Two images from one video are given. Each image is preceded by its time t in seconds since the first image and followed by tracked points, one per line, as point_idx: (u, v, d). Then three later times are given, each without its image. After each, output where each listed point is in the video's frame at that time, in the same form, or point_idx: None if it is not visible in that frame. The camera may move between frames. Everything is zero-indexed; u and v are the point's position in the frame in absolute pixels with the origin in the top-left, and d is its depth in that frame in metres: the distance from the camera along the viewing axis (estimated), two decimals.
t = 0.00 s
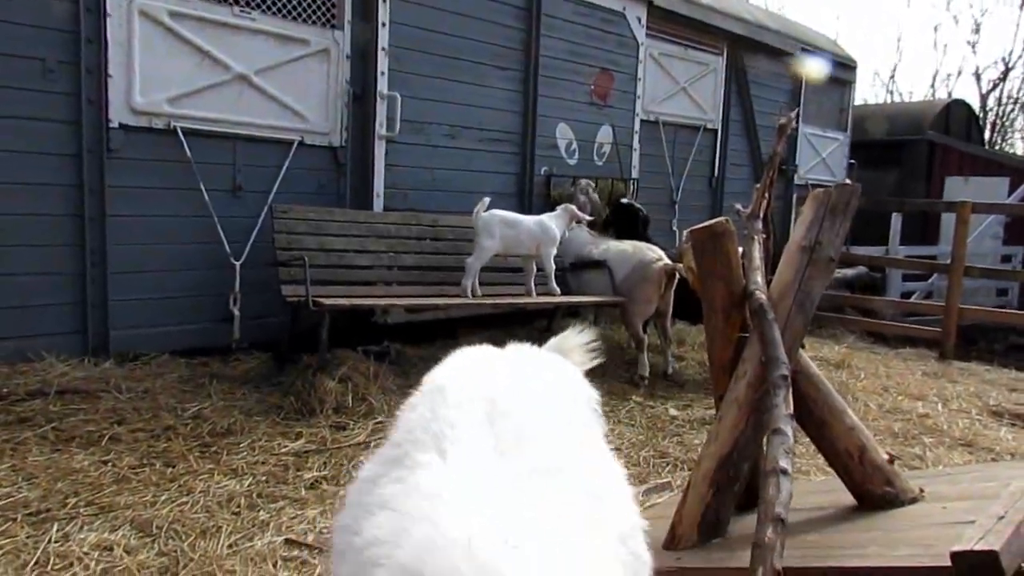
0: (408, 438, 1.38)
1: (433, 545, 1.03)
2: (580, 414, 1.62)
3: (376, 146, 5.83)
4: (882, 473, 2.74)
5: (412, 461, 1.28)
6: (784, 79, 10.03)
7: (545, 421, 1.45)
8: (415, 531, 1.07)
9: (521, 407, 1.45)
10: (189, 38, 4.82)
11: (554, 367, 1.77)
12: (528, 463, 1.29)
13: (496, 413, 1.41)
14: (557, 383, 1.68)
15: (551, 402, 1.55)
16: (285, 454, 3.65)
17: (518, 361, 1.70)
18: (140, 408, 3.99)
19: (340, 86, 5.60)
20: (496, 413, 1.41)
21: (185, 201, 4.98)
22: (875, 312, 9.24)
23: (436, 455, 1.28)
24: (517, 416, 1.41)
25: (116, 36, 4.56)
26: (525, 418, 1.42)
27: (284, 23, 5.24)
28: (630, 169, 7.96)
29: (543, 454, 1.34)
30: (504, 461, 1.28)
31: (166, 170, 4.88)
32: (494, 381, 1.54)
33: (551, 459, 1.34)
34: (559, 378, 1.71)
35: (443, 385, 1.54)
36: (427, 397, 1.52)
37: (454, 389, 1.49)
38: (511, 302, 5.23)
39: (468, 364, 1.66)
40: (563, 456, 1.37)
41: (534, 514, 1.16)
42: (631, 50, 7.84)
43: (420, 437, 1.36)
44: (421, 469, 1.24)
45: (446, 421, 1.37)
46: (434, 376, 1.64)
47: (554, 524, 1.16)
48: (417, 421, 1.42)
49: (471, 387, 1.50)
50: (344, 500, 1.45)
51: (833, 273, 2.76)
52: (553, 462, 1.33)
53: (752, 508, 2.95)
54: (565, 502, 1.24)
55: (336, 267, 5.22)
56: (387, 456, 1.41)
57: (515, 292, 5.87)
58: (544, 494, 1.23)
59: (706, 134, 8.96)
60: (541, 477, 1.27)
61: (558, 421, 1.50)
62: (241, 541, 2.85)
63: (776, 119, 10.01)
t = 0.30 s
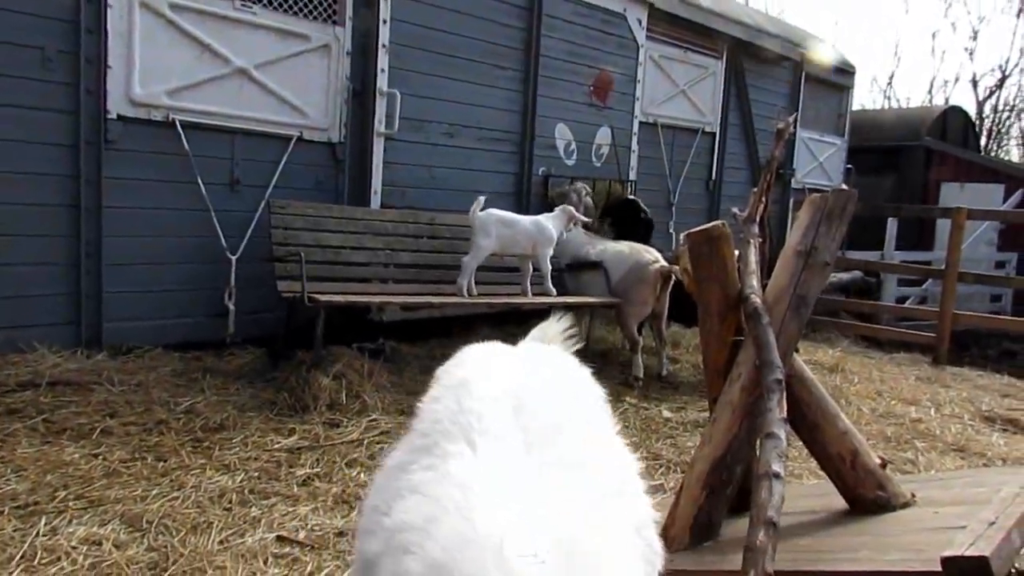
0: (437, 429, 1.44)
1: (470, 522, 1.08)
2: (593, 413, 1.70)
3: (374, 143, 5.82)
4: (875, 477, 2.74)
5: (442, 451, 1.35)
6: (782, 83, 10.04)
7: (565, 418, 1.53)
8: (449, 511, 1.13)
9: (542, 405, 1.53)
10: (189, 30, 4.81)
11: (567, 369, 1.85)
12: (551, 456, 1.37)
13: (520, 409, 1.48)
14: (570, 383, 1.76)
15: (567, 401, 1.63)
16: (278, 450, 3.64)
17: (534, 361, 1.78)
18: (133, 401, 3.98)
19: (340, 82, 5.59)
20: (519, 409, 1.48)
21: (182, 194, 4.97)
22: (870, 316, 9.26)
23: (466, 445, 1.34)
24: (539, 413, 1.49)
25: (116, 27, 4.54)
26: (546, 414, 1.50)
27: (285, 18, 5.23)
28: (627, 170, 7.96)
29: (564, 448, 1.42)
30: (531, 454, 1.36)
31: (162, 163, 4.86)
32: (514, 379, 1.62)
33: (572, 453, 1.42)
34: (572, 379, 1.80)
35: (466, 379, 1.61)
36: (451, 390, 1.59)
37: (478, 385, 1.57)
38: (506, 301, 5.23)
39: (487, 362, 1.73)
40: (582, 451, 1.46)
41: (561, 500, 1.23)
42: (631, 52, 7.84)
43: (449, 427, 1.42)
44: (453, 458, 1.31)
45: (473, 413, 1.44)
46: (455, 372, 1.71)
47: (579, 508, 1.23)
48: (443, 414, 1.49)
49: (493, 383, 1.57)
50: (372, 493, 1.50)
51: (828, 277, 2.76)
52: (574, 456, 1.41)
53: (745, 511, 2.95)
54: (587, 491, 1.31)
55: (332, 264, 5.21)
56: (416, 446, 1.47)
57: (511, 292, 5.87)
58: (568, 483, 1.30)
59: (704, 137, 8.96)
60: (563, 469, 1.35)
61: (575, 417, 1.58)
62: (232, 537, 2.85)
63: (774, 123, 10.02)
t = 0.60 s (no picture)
0: (444, 434, 1.47)
1: (473, 526, 1.10)
2: (595, 426, 1.73)
3: (362, 155, 5.81)
4: (860, 490, 2.75)
5: (448, 457, 1.37)
6: (767, 96, 10.13)
7: (568, 429, 1.55)
8: (452, 513, 1.15)
9: (545, 415, 1.55)
10: (176, 41, 4.80)
11: (569, 381, 1.88)
12: (553, 466, 1.38)
13: (525, 419, 1.50)
14: (573, 395, 1.78)
15: (570, 413, 1.65)
16: (263, 465, 3.62)
17: (537, 372, 1.81)
18: (115, 415, 3.94)
19: (326, 94, 5.59)
20: (523, 418, 1.50)
21: (167, 206, 4.94)
22: (855, 326, 9.31)
23: (471, 453, 1.37)
24: (543, 423, 1.51)
25: (102, 37, 4.53)
26: (549, 424, 1.52)
27: (272, 30, 5.23)
28: (613, 182, 7.99)
29: (567, 459, 1.43)
30: (534, 463, 1.37)
31: (146, 174, 4.83)
32: (519, 389, 1.64)
33: (574, 463, 1.43)
34: (574, 390, 1.82)
35: (472, 389, 1.64)
36: (458, 399, 1.62)
37: (484, 395, 1.59)
38: (493, 313, 5.23)
39: (492, 373, 1.76)
40: (584, 463, 1.47)
41: (563, 509, 1.23)
42: (616, 64, 7.88)
43: (455, 434, 1.45)
44: (457, 465, 1.33)
45: (478, 421, 1.47)
46: (463, 382, 1.74)
47: (581, 518, 1.23)
48: (449, 421, 1.52)
49: (499, 394, 1.60)
50: (376, 500, 1.51)
51: (812, 291, 2.78)
52: (576, 466, 1.42)
53: (731, 524, 2.95)
54: (588, 501, 1.32)
55: (318, 276, 5.20)
56: (423, 449, 1.50)
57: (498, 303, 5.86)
58: (570, 493, 1.31)
59: (689, 148, 9.01)
60: (565, 479, 1.36)
61: (577, 429, 1.60)
62: (216, 554, 2.82)
63: (759, 135, 10.10)
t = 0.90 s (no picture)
0: (438, 448, 1.48)
1: (463, 537, 1.10)
2: (588, 444, 1.73)
3: (351, 169, 5.81)
4: (849, 501, 2.77)
5: (441, 470, 1.38)
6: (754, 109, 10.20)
7: (560, 445, 1.56)
8: (441, 522, 1.15)
9: (539, 432, 1.56)
10: (164, 58, 4.81)
11: (563, 398, 1.89)
12: (545, 481, 1.39)
13: (519, 434, 1.51)
14: (566, 413, 1.79)
15: (564, 431, 1.65)
16: (253, 481, 3.59)
17: (531, 389, 1.82)
18: (103, 432, 3.91)
19: (315, 109, 5.60)
20: (517, 434, 1.51)
21: (155, 222, 4.93)
22: (843, 337, 9.36)
23: (464, 467, 1.37)
24: (536, 439, 1.51)
25: (90, 55, 4.53)
26: (543, 440, 1.53)
27: (260, 46, 5.24)
28: (603, 195, 8.02)
29: (558, 474, 1.43)
30: (526, 478, 1.37)
31: (135, 190, 4.82)
32: (514, 406, 1.65)
33: (566, 479, 1.43)
34: (567, 408, 1.83)
35: (468, 404, 1.65)
36: (454, 414, 1.63)
37: (480, 411, 1.61)
38: (484, 327, 5.23)
39: (487, 390, 1.78)
40: (577, 479, 1.47)
41: (553, 523, 1.23)
42: (605, 79, 7.93)
43: (449, 447, 1.46)
44: (449, 477, 1.34)
45: (472, 436, 1.48)
46: (459, 398, 1.76)
47: (572, 534, 1.22)
48: (444, 435, 1.53)
49: (494, 409, 1.61)
50: (369, 512, 1.52)
51: (800, 303, 2.79)
52: (568, 482, 1.42)
53: (722, 536, 2.95)
54: (579, 518, 1.32)
55: (308, 290, 5.19)
56: (417, 461, 1.51)
57: (489, 317, 5.86)
58: (561, 508, 1.31)
59: (678, 161, 9.06)
60: (556, 495, 1.36)
61: (570, 446, 1.60)
62: (206, 572, 2.80)
63: (746, 148, 10.17)
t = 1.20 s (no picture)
0: (432, 453, 1.48)
1: (461, 546, 1.10)
2: (577, 450, 1.74)
3: (342, 176, 5.81)
4: (841, 504, 2.77)
5: (435, 477, 1.38)
6: (744, 113, 10.24)
7: (551, 450, 1.56)
8: (438, 531, 1.15)
9: (531, 436, 1.56)
10: (153, 67, 4.80)
11: (550, 403, 1.89)
12: (539, 489, 1.39)
13: (511, 439, 1.51)
14: (554, 417, 1.80)
15: (553, 435, 1.66)
16: (245, 490, 3.58)
17: (519, 392, 1.82)
18: (94, 443, 3.89)
19: (305, 116, 5.59)
20: (509, 438, 1.51)
21: (145, 231, 4.91)
22: (835, 340, 9.39)
23: (459, 474, 1.38)
24: (528, 443, 1.52)
25: (78, 64, 4.52)
26: (534, 445, 1.53)
27: (250, 54, 5.23)
28: (594, 200, 8.04)
29: (551, 481, 1.43)
30: (520, 486, 1.37)
31: (125, 199, 4.80)
32: (504, 410, 1.65)
33: (558, 486, 1.43)
34: (555, 412, 1.84)
35: (458, 408, 1.65)
36: (444, 416, 1.63)
37: (471, 415, 1.61)
38: (476, 333, 5.22)
39: (476, 393, 1.77)
40: (569, 485, 1.47)
41: (549, 530, 1.23)
42: (595, 84, 7.95)
43: (443, 453, 1.46)
44: (444, 484, 1.34)
45: (465, 442, 1.48)
46: (448, 400, 1.75)
47: (567, 541, 1.23)
48: (435, 439, 1.53)
49: (485, 414, 1.61)
50: (361, 517, 1.52)
51: (791, 306, 2.80)
52: (560, 489, 1.43)
53: (715, 540, 2.95)
54: (573, 526, 1.32)
55: (300, 298, 5.18)
56: (409, 465, 1.50)
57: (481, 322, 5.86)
58: (555, 515, 1.31)
59: (669, 166, 9.09)
60: (550, 503, 1.36)
61: (559, 450, 1.61)
62: None
63: (737, 152, 10.20)
